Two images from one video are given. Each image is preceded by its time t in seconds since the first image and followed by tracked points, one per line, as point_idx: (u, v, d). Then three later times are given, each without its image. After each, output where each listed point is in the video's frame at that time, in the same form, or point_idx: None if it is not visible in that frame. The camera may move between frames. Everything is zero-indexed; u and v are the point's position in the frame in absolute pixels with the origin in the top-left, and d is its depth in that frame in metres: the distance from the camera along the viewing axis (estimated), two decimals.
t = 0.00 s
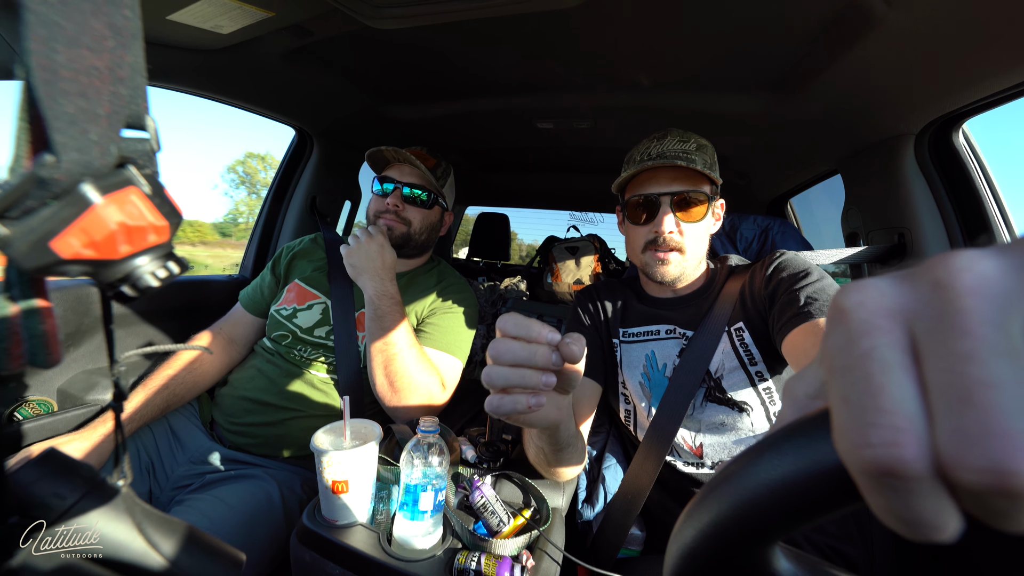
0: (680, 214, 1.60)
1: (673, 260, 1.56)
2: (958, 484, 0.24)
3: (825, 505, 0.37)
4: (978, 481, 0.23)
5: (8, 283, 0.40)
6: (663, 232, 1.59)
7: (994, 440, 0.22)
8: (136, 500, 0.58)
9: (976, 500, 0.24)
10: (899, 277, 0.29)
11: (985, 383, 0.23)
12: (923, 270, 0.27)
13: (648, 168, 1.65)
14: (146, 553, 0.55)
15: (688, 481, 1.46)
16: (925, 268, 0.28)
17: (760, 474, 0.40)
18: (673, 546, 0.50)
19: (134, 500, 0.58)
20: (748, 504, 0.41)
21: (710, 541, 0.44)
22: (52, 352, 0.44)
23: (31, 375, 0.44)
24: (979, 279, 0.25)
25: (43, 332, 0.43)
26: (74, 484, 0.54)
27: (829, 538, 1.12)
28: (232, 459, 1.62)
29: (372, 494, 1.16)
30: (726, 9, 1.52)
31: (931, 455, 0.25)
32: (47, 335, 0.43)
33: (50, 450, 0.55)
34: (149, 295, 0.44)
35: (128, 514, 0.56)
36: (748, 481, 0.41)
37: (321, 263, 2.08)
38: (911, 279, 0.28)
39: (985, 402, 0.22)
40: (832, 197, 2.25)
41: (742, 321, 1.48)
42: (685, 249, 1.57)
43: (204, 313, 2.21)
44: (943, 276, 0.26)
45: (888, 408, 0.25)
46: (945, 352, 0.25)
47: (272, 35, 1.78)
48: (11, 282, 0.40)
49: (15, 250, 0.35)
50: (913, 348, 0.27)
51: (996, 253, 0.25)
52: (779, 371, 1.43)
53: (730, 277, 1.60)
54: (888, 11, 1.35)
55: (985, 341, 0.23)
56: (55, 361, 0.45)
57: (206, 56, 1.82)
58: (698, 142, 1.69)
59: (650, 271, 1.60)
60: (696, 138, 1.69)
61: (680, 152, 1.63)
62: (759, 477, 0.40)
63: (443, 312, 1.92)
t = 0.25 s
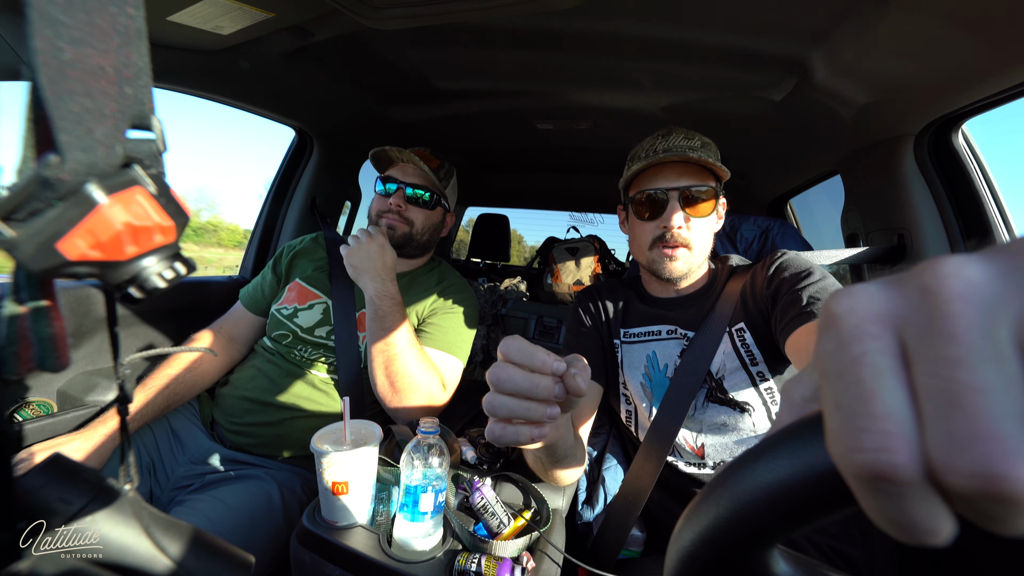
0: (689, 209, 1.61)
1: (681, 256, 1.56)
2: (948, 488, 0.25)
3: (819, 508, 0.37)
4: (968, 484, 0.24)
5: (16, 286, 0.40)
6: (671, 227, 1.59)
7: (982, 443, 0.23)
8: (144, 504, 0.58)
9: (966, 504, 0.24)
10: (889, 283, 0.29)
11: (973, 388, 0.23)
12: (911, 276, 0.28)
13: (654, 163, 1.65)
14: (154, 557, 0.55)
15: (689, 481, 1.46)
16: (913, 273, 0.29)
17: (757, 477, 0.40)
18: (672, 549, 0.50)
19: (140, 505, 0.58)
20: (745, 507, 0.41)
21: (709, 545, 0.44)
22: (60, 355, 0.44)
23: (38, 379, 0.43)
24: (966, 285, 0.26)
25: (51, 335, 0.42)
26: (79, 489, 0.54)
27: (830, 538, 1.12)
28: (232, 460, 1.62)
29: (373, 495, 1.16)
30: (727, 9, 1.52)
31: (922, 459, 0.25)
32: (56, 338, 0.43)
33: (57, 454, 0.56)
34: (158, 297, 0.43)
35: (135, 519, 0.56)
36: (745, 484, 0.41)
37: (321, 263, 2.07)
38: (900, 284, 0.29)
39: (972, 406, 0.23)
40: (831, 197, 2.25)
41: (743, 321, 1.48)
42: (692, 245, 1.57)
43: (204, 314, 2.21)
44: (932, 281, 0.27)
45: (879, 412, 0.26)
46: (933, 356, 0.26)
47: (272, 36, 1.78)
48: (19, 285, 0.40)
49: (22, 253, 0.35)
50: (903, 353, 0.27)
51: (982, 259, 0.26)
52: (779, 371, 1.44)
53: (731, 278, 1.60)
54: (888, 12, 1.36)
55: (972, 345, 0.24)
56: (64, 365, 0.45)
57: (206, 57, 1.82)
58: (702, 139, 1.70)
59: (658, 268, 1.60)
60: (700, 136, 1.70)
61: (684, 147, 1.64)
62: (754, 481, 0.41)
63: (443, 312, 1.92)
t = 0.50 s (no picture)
0: (691, 211, 1.60)
1: (682, 259, 1.57)
2: (916, 496, 0.26)
3: (798, 514, 0.38)
4: (932, 492, 0.25)
5: (15, 286, 0.40)
6: (673, 229, 1.60)
7: (945, 453, 0.24)
8: (152, 511, 0.58)
9: (933, 511, 0.26)
10: (860, 295, 0.30)
11: (938, 401, 0.25)
12: (881, 289, 0.29)
13: (658, 163, 1.65)
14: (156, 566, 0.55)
15: (689, 481, 1.46)
16: (884, 286, 0.30)
17: (745, 481, 0.41)
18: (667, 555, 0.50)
19: (148, 512, 0.58)
20: (733, 511, 0.42)
21: (701, 550, 0.45)
22: (60, 358, 0.44)
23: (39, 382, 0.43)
24: (933, 297, 0.27)
25: (51, 337, 0.42)
26: (87, 494, 0.54)
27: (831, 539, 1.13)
28: (232, 460, 1.62)
29: (373, 495, 1.16)
30: (726, 10, 1.52)
31: (891, 469, 0.26)
32: (56, 340, 0.43)
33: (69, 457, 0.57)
34: (158, 296, 0.43)
35: (140, 526, 0.55)
36: (734, 488, 0.42)
37: (321, 263, 2.07)
38: (872, 296, 0.30)
39: (936, 418, 0.24)
40: (831, 197, 2.25)
41: (745, 320, 1.49)
42: (694, 247, 1.57)
43: (204, 314, 2.21)
44: (901, 294, 0.28)
45: (851, 425, 0.27)
46: (903, 369, 0.27)
47: (272, 36, 1.77)
48: (19, 285, 0.40)
49: (17, 251, 0.35)
50: (875, 365, 0.28)
51: (948, 271, 0.28)
52: (781, 371, 1.44)
53: (736, 277, 1.60)
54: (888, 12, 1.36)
55: (938, 359, 0.25)
56: (64, 367, 0.44)
57: (206, 57, 1.82)
58: (708, 139, 1.70)
59: (660, 271, 1.60)
60: (705, 135, 1.69)
61: (690, 148, 1.63)
62: (744, 488, 0.41)
63: (444, 312, 1.92)
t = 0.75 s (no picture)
0: (698, 208, 1.60)
1: (687, 257, 1.56)
2: (921, 489, 0.25)
3: (803, 513, 0.38)
4: (938, 486, 0.24)
5: (11, 282, 0.40)
6: (679, 226, 1.59)
7: (952, 445, 0.24)
8: (158, 514, 0.57)
9: (940, 505, 0.25)
10: (867, 290, 0.30)
11: (944, 392, 0.24)
12: (887, 284, 0.30)
13: (666, 159, 1.64)
14: (156, 563, 0.54)
15: (689, 482, 1.46)
16: (890, 282, 0.30)
17: (749, 481, 0.40)
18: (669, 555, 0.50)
19: (155, 515, 0.57)
20: (735, 509, 0.41)
21: (703, 549, 0.44)
22: (56, 357, 0.43)
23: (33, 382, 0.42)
24: (938, 292, 0.27)
25: (46, 335, 0.42)
26: (95, 495, 0.55)
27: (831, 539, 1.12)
28: (232, 460, 1.61)
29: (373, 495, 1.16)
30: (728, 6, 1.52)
31: (894, 462, 0.26)
32: (51, 339, 0.42)
33: (77, 459, 0.58)
34: (156, 295, 0.43)
35: (145, 528, 0.55)
36: (738, 487, 0.41)
37: (321, 263, 2.07)
38: (877, 292, 0.30)
39: (942, 409, 0.24)
40: (832, 196, 2.25)
41: (746, 325, 1.48)
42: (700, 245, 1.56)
43: (204, 313, 2.20)
44: (907, 288, 0.29)
45: (854, 416, 0.27)
46: (909, 361, 0.27)
47: (272, 33, 1.77)
48: (14, 282, 0.39)
49: (15, 247, 0.35)
50: (880, 359, 0.28)
51: (955, 267, 0.28)
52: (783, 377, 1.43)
53: (736, 279, 1.60)
54: (889, 8, 1.35)
55: (942, 351, 0.25)
56: (60, 366, 0.44)
57: (205, 53, 1.81)
58: (713, 137, 1.69)
59: (664, 268, 1.59)
60: (711, 133, 1.69)
61: (696, 145, 1.63)
62: (747, 485, 0.41)
63: (445, 312, 1.92)
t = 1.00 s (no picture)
0: (689, 212, 1.60)
1: (681, 259, 1.56)
2: (934, 486, 0.25)
3: (810, 511, 0.38)
4: (952, 483, 0.24)
5: (15, 285, 0.40)
6: (671, 229, 1.60)
7: (967, 442, 0.24)
8: (150, 509, 0.58)
9: (953, 502, 0.25)
10: (879, 285, 0.30)
11: (958, 389, 0.24)
12: (901, 279, 0.29)
13: (657, 164, 1.64)
14: (156, 557, 0.56)
15: (688, 481, 1.47)
16: (903, 276, 0.29)
17: (755, 479, 0.41)
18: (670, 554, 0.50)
19: (148, 510, 0.58)
20: (740, 507, 0.41)
21: (705, 546, 0.45)
22: (59, 357, 0.44)
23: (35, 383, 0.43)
24: (953, 287, 0.26)
25: (50, 337, 0.42)
26: (88, 494, 0.54)
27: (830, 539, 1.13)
28: (232, 460, 1.61)
29: (373, 495, 1.16)
30: (727, 9, 1.52)
31: (908, 459, 0.26)
32: (54, 340, 0.43)
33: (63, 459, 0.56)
34: (159, 295, 0.43)
35: (144, 524, 0.56)
36: (744, 486, 0.41)
37: (321, 262, 2.07)
38: (890, 286, 0.30)
39: (956, 406, 0.24)
40: (831, 197, 2.25)
41: (746, 322, 1.48)
42: (693, 247, 1.57)
43: (204, 314, 2.21)
44: (921, 283, 0.28)
45: (866, 413, 0.27)
46: (922, 359, 0.27)
47: (272, 36, 1.77)
48: (18, 284, 0.39)
49: (20, 251, 0.35)
50: (893, 355, 0.28)
51: (970, 262, 0.27)
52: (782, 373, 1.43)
53: (735, 278, 1.60)
54: (887, 12, 1.35)
55: (956, 348, 0.25)
56: (64, 367, 0.44)
57: (205, 56, 1.81)
58: (708, 138, 1.69)
59: (657, 270, 1.60)
60: (706, 134, 1.69)
61: (690, 147, 1.62)
62: (753, 483, 0.41)
63: (444, 312, 1.91)
